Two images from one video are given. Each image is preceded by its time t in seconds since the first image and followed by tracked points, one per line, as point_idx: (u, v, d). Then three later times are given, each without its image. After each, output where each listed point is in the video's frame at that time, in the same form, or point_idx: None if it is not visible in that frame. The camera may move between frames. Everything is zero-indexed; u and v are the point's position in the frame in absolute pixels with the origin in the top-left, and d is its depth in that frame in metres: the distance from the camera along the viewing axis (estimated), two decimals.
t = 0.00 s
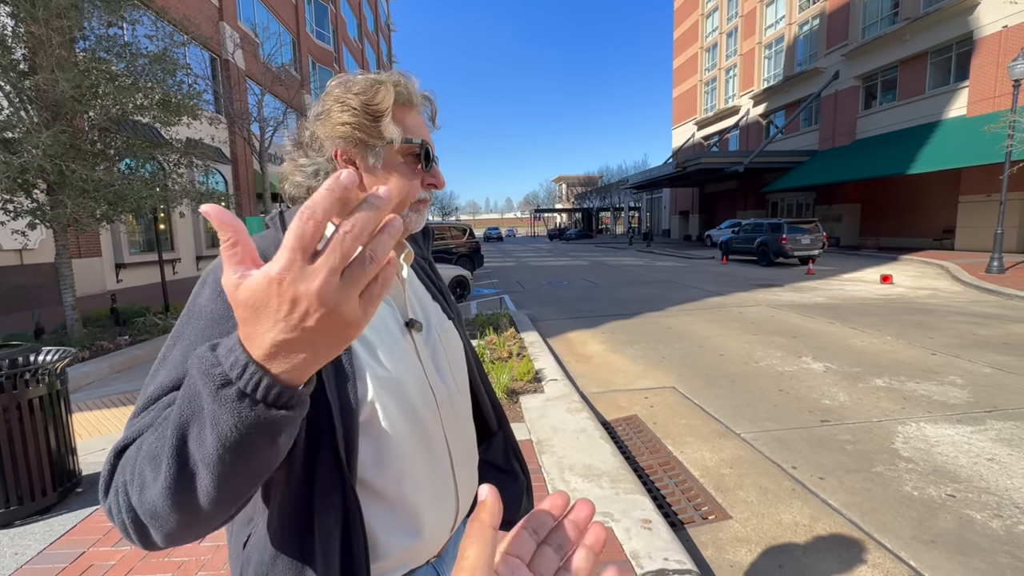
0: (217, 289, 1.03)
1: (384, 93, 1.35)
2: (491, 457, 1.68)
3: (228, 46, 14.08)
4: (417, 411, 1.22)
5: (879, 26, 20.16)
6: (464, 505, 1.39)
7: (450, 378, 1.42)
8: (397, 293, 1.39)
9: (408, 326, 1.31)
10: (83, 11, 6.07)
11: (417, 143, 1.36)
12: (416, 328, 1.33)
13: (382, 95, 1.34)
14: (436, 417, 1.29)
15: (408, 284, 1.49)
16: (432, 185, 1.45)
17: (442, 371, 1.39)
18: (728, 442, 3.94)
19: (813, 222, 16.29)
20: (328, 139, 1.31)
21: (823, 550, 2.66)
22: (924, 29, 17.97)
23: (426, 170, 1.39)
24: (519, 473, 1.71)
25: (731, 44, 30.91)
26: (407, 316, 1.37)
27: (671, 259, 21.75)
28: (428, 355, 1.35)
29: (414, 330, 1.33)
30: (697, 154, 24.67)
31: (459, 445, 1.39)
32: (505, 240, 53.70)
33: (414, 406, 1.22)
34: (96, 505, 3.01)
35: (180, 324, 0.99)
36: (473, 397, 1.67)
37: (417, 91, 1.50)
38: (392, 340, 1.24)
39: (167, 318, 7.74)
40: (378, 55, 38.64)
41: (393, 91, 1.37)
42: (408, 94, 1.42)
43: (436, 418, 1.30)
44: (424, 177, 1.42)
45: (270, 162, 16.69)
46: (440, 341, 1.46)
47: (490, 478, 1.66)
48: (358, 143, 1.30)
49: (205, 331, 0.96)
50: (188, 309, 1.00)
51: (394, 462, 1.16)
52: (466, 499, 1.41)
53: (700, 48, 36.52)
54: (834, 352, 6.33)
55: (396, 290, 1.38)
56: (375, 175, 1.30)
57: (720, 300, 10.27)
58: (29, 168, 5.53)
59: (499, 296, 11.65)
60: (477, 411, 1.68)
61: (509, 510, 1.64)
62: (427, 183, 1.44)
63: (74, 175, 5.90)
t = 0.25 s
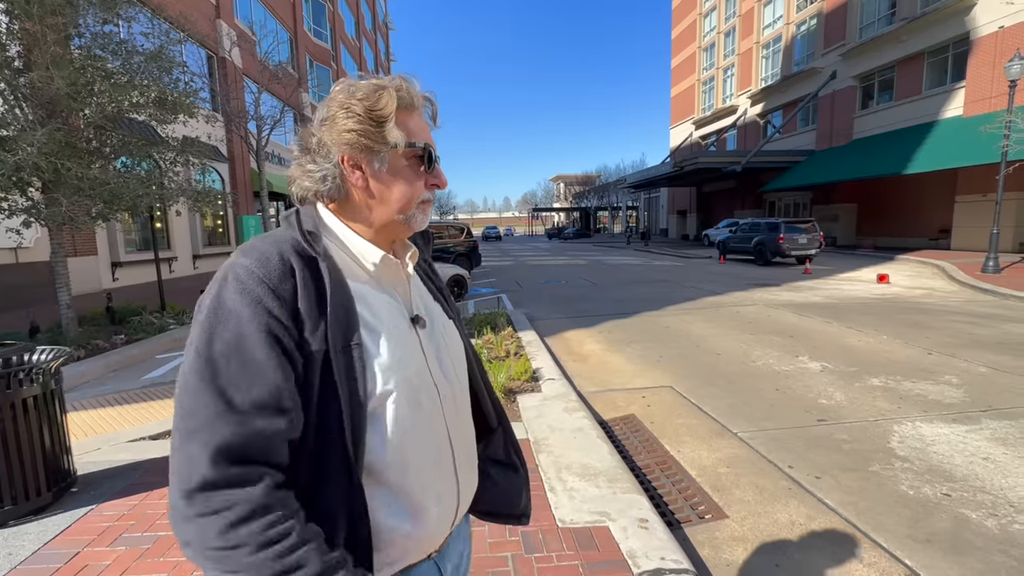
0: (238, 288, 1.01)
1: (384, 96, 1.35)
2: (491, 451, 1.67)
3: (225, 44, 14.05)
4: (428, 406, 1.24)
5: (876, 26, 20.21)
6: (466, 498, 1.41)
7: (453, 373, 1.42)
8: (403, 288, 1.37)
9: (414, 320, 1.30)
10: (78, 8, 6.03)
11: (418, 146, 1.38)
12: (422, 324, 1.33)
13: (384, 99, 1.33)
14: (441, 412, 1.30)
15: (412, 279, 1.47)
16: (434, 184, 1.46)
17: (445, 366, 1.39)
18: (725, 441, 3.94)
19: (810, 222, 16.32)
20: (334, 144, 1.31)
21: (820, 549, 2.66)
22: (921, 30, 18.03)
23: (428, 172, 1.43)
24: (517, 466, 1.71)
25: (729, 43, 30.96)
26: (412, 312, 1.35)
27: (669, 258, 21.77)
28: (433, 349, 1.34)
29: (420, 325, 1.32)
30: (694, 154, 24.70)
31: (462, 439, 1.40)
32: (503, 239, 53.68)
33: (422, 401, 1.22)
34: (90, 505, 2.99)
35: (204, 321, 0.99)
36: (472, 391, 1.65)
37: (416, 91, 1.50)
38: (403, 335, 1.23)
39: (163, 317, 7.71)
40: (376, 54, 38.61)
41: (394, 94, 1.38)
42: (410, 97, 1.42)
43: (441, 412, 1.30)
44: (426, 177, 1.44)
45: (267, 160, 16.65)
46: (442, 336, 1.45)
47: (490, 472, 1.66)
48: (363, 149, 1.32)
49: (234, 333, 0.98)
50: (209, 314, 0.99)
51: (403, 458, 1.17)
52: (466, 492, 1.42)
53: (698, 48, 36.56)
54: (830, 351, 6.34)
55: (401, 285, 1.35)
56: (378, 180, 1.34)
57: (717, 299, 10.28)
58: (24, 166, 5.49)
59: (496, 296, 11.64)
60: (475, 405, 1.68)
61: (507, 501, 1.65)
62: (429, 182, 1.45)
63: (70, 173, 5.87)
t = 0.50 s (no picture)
0: (261, 279, 1.04)
1: (398, 97, 1.35)
2: (499, 443, 1.66)
3: (221, 42, 13.99)
4: (442, 398, 1.25)
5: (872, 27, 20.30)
6: (478, 485, 1.43)
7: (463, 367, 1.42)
8: (416, 284, 1.36)
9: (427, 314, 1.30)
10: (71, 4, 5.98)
11: (427, 144, 1.37)
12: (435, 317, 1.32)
13: (395, 99, 1.34)
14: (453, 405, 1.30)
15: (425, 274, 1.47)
16: (445, 183, 1.46)
17: (457, 360, 1.39)
18: (722, 440, 3.95)
19: (806, 222, 16.37)
20: (347, 144, 1.31)
21: (817, 548, 2.66)
22: (917, 30, 18.09)
23: (439, 170, 1.42)
24: (522, 456, 1.72)
25: (726, 43, 31.00)
26: (425, 304, 1.36)
27: (665, 258, 21.80)
28: (446, 344, 1.35)
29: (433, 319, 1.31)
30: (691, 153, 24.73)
31: (473, 431, 1.41)
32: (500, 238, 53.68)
33: (433, 391, 1.23)
34: (85, 505, 2.97)
35: (229, 310, 1.02)
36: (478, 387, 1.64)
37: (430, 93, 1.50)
38: (418, 328, 1.23)
39: (158, 316, 7.67)
40: (373, 52, 38.45)
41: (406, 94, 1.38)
42: (423, 97, 1.42)
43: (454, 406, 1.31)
44: (437, 176, 1.43)
45: (263, 159, 16.61)
46: (453, 331, 1.45)
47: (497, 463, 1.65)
48: (376, 148, 1.32)
49: (256, 323, 1.01)
50: (232, 306, 1.02)
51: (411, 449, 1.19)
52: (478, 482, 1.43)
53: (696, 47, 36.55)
54: (826, 350, 6.37)
55: (414, 281, 1.35)
56: (390, 179, 1.35)
57: (714, 298, 10.29)
58: (17, 164, 5.44)
59: (493, 295, 11.63)
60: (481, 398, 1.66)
61: (513, 490, 1.66)
62: (440, 180, 1.44)
63: (64, 171, 5.82)
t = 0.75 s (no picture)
0: (272, 272, 1.04)
1: (399, 94, 1.35)
2: (506, 439, 1.66)
3: (215, 39, 13.92)
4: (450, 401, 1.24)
5: (867, 28, 20.41)
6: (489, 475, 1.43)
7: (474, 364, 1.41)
8: (430, 280, 1.37)
9: (439, 311, 1.30)
10: None
11: (431, 139, 1.35)
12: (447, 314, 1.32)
13: (396, 96, 1.33)
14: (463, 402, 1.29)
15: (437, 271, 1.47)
16: (451, 176, 1.44)
17: (468, 359, 1.38)
18: (717, 439, 3.96)
19: (801, 222, 16.43)
20: (353, 144, 1.32)
21: (812, 546, 2.67)
22: (911, 31, 18.17)
23: (446, 165, 1.40)
24: (528, 450, 1.72)
25: (721, 43, 31.09)
26: (437, 302, 1.35)
27: (661, 257, 21.84)
28: (458, 342, 1.34)
29: (445, 316, 1.31)
30: (687, 153, 24.78)
31: (483, 427, 1.41)
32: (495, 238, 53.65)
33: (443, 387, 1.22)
34: (77, 506, 2.94)
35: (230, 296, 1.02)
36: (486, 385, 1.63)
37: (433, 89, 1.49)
38: (431, 326, 1.23)
39: (152, 315, 7.62)
40: (369, 50, 38.35)
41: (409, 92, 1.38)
42: (424, 92, 1.42)
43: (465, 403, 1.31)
44: (443, 170, 1.41)
45: (258, 157, 16.53)
46: (464, 329, 1.44)
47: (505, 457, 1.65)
48: (381, 145, 1.32)
49: (251, 314, 1.00)
50: (236, 291, 1.02)
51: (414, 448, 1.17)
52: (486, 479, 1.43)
53: (691, 47, 36.60)
54: (821, 349, 6.39)
55: (426, 278, 1.35)
56: (397, 175, 1.34)
57: (709, 298, 10.31)
58: (8, 161, 5.38)
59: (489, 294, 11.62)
60: (487, 395, 1.64)
61: (517, 484, 1.67)
62: (447, 174, 1.42)
63: (55, 168, 5.77)
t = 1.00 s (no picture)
0: (273, 252, 1.03)
1: (403, 94, 1.35)
2: (519, 445, 1.63)
3: (207, 36, 13.81)
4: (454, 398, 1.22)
5: (860, 29, 20.53)
6: (496, 484, 1.40)
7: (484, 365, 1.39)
8: (438, 277, 1.36)
9: (447, 311, 1.28)
10: None
11: (435, 137, 1.34)
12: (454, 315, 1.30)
13: (399, 97, 1.34)
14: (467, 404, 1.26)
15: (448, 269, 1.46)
16: (458, 174, 1.41)
17: (476, 360, 1.35)
18: (714, 439, 3.94)
19: (794, 222, 16.50)
20: (358, 146, 1.33)
21: (811, 548, 2.65)
22: (903, 33, 18.30)
23: (452, 164, 1.38)
24: (541, 458, 1.68)
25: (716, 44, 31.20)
26: (446, 302, 1.33)
27: (655, 257, 21.87)
28: (465, 343, 1.31)
29: (452, 317, 1.29)
30: (681, 153, 24.83)
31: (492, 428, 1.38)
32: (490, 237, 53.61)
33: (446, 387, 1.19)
34: (65, 511, 2.88)
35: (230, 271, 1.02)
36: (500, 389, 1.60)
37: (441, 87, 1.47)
38: (435, 325, 1.21)
39: (143, 315, 7.53)
40: (363, 48, 38.20)
41: (413, 91, 1.37)
42: (430, 91, 1.40)
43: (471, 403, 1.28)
44: (448, 169, 1.39)
45: (251, 156, 16.42)
46: (475, 331, 1.41)
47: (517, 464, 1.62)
48: (384, 146, 1.32)
49: (243, 289, 0.98)
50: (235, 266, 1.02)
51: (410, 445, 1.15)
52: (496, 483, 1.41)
53: (686, 48, 36.70)
54: (815, 349, 6.40)
55: (434, 275, 1.34)
56: (400, 175, 1.34)
57: (704, 298, 10.32)
58: None
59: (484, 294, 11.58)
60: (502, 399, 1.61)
61: (530, 494, 1.63)
62: (452, 173, 1.40)
63: (44, 166, 5.68)
